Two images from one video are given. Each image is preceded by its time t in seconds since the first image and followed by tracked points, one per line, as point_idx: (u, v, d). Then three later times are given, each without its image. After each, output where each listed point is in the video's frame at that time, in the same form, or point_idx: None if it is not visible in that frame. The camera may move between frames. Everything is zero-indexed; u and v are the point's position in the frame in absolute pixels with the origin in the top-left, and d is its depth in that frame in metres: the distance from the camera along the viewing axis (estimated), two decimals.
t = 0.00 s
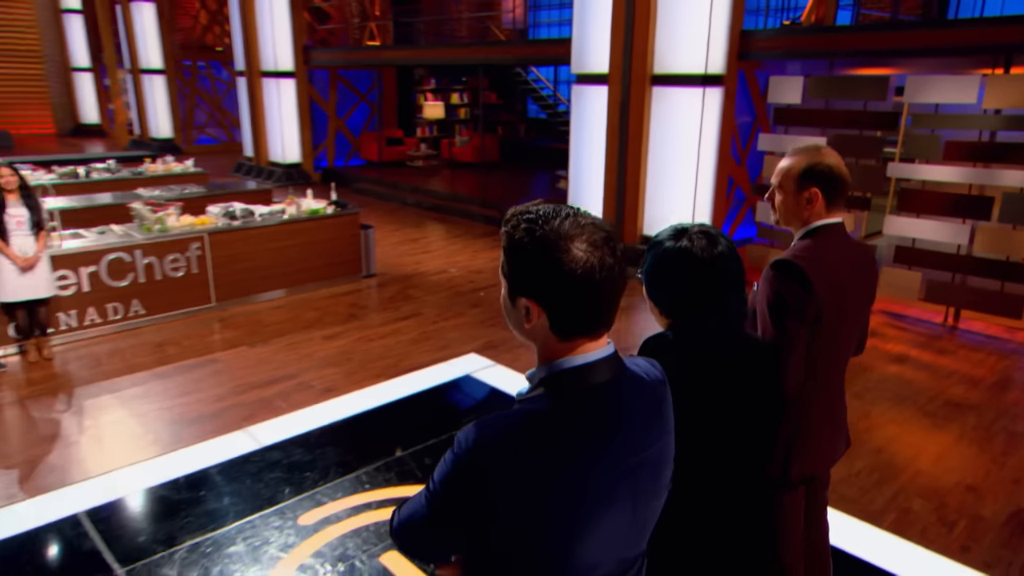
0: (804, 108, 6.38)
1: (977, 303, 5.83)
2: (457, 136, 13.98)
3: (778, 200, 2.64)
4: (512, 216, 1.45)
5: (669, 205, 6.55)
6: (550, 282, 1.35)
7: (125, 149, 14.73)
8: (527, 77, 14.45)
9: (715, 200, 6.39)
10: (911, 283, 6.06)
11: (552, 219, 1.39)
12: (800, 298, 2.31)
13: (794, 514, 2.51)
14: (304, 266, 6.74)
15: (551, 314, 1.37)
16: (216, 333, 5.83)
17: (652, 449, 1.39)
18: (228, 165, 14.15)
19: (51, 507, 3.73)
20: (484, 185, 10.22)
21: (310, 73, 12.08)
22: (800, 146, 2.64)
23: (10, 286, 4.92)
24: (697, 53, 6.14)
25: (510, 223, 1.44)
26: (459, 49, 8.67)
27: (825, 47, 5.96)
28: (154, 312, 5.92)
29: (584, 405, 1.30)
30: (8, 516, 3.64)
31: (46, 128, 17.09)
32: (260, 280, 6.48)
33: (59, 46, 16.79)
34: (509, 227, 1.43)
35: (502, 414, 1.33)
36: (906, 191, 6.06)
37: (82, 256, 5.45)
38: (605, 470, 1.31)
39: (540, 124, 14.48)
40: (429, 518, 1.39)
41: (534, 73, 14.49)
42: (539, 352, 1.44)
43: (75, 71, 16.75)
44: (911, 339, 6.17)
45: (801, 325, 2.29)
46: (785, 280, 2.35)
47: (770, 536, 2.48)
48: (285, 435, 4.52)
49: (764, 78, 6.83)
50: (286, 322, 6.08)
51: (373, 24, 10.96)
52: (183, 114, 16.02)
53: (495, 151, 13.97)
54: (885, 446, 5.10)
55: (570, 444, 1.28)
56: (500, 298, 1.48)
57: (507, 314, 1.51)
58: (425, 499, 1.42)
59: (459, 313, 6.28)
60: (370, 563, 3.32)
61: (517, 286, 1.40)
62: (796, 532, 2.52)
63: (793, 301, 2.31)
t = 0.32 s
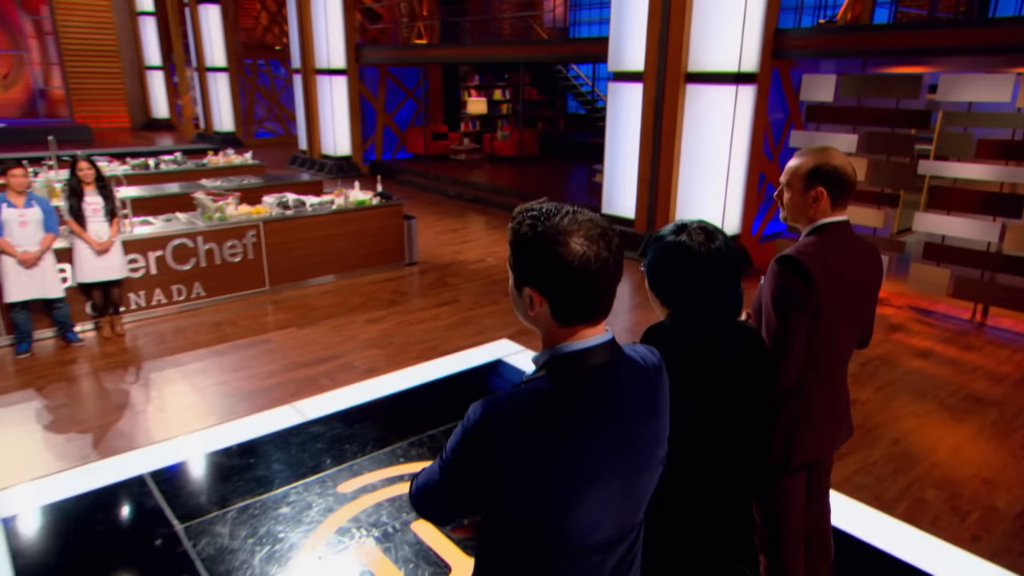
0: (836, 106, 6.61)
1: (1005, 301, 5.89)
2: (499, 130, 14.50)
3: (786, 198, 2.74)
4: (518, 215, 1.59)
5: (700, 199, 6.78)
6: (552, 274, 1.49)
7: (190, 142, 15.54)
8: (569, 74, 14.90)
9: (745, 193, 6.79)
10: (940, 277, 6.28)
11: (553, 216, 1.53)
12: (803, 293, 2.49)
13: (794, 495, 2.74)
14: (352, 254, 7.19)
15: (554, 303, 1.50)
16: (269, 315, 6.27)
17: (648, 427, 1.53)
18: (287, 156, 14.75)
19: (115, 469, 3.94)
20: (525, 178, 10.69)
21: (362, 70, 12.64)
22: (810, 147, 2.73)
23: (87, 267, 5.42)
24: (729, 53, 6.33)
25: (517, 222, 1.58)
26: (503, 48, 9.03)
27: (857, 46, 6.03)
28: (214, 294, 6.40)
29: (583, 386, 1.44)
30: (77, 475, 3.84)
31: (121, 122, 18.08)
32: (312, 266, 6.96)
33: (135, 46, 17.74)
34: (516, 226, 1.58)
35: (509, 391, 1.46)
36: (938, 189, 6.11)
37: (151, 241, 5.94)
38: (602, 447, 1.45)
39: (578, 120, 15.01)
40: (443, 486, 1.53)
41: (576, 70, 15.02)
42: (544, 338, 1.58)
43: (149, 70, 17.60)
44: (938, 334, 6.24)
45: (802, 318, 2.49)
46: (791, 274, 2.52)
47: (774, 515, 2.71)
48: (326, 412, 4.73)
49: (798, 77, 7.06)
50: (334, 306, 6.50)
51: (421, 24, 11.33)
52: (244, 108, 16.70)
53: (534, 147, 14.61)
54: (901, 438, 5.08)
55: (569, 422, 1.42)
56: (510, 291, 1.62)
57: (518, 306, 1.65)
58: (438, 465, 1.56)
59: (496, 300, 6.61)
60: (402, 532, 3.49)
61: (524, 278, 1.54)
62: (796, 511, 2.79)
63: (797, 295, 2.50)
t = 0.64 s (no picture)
0: (859, 103, 6.74)
1: None
2: (530, 124, 14.69)
3: (790, 195, 2.61)
4: (522, 209, 1.65)
5: (723, 193, 7.01)
6: (554, 264, 1.55)
7: (238, 135, 16.22)
8: (599, 70, 15.13)
9: (769, 186, 6.94)
10: (960, 273, 6.39)
11: (554, 210, 1.59)
12: (801, 287, 2.39)
13: (795, 480, 2.63)
14: (386, 243, 7.57)
15: (554, 290, 1.56)
16: (309, 299, 6.65)
17: (644, 405, 1.62)
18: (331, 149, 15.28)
19: (168, 438, 4.24)
20: (554, 173, 11.04)
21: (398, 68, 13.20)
22: (815, 145, 2.59)
23: (143, 253, 5.85)
24: (755, 52, 6.46)
25: (520, 216, 1.64)
26: (535, 46, 9.31)
27: (883, 44, 6.10)
28: (258, 279, 6.82)
29: (584, 366, 1.52)
30: (133, 443, 4.14)
31: (176, 117, 18.90)
32: (351, 253, 7.36)
33: (189, 42, 18.51)
34: (519, 220, 1.63)
35: (514, 369, 1.54)
36: (960, 186, 6.16)
37: (201, 230, 6.34)
38: (598, 425, 1.54)
39: (607, 115, 15.51)
40: (452, 455, 1.61)
41: (607, 67, 15.10)
42: (546, 325, 1.64)
43: (201, 67, 17.92)
44: (956, 329, 6.32)
45: (800, 312, 2.40)
46: (789, 269, 2.42)
47: (772, 495, 2.64)
48: (361, 389, 5.05)
49: (824, 73, 7.22)
50: (368, 292, 6.86)
51: (457, 22, 11.65)
52: (289, 103, 17.31)
53: (564, 140, 14.67)
54: (909, 426, 4.87)
55: (571, 400, 1.50)
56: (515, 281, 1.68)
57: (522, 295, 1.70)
58: (447, 439, 1.63)
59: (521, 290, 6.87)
60: (426, 503, 3.59)
61: (526, 268, 1.60)
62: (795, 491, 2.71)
63: (795, 288, 2.40)
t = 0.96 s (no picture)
0: (883, 97, 6.76)
1: None
2: (555, 117, 14.80)
3: (795, 189, 2.70)
4: (531, 204, 1.78)
5: (745, 186, 7.07)
6: (559, 253, 1.68)
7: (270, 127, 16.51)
8: (623, 61, 15.24)
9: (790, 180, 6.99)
10: (981, 268, 6.41)
11: (558, 204, 1.72)
12: (803, 279, 2.48)
13: (796, 466, 2.74)
14: (412, 233, 7.74)
15: (558, 277, 1.69)
16: (336, 287, 6.84)
17: (644, 387, 1.75)
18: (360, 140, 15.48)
19: (203, 417, 4.44)
20: (579, 165, 11.16)
21: (425, 60, 13.34)
22: (820, 142, 2.67)
23: (181, 241, 6.07)
24: (778, 46, 6.50)
25: (528, 210, 1.77)
26: (561, 40, 9.42)
27: (907, 38, 6.12)
28: (288, 267, 7.02)
29: (587, 349, 1.65)
30: (170, 421, 4.35)
31: (211, 109, 19.24)
32: (379, 243, 7.55)
33: (223, 35, 18.79)
34: (526, 213, 1.77)
35: (523, 351, 1.67)
36: (984, 180, 6.18)
37: (234, 218, 6.55)
38: (599, 408, 1.66)
39: (632, 106, 15.77)
40: (465, 433, 1.73)
41: (631, 59, 15.17)
42: (552, 311, 1.77)
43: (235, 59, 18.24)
44: (975, 323, 6.35)
45: (802, 303, 2.48)
46: (791, 260, 2.50)
47: (773, 480, 2.75)
48: (386, 373, 5.23)
49: (848, 67, 7.25)
50: (393, 281, 7.03)
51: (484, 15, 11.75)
52: (319, 95, 17.54)
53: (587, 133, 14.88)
54: (924, 421, 4.90)
55: (575, 380, 1.63)
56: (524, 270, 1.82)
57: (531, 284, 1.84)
58: (460, 418, 1.76)
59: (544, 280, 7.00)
60: (445, 481, 3.75)
61: (533, 257, 1.73)
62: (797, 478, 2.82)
63: (796, 280, 2.49)
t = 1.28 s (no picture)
0: (897, 93, 6.79)
1: None
2: (571, 111, 14.92)
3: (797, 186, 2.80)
4: (539, 199, 1.91)
5: (759, 180, 7.15)
6: (565, 245, 1.80)
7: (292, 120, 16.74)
8: (640, 56, 15.28)
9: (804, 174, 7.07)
10: (993, 264, 6.46)
11: (565, 199, 1.85)
12: (803, 272, 2.58)
13: (796, 453, 2.85)
14: (430, 225, 7.90)
15: (564, 268, 1.81)
16: (356, 277, 7.00)
17: (643, 370, 1.87)
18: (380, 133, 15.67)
19: (228, 400, 4.61)
20: (595, 159, 11.27)
21: (445, 55, 13.50)
22: (822, 139, 2.77)
23: (208, 232, 6.25)
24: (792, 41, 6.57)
25: (537, 204, 1.89)
26: (578, 35, 9.53)
27: (921, 34, 6.17)
28: (310, 257, 7.19)
29: (590, 334, 1.78)
30: (197, 404, 4.53)
31: (235, 103, 19.54)
32: (397, 234, 7.71)
33: (248, 30, 19.07)
34: (535, 207, 1.89)
35: (531, 335, 1.80)
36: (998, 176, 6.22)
37: (258, 210, 6.72)
38: (601, 390, 1.79)
39: (648, 102, 15.81)
40: (476, 411, 1.87)
41: (648, 55, 15.26)
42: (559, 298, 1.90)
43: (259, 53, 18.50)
44: (985, 318, 6.41)
45: (801, 295, 2.58)
46: (792, 254, 2.60)
47: (774, 465, 2.87)
48: (404, 361, 5.38)
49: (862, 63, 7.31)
50: (411, 272, 7.19)
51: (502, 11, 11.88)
52: (340, 89, 17.76)
53: (603, 127, 15.00)
54: (930, 413, 4.99)
55: (579, 363, 1.76)
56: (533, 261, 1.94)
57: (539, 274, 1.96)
58: (472, 397, 1.89)
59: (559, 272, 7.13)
60: (459, 464, 3.89)
61: (541, 249, 1.86)
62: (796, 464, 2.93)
63: (796, 273, 2.59)
